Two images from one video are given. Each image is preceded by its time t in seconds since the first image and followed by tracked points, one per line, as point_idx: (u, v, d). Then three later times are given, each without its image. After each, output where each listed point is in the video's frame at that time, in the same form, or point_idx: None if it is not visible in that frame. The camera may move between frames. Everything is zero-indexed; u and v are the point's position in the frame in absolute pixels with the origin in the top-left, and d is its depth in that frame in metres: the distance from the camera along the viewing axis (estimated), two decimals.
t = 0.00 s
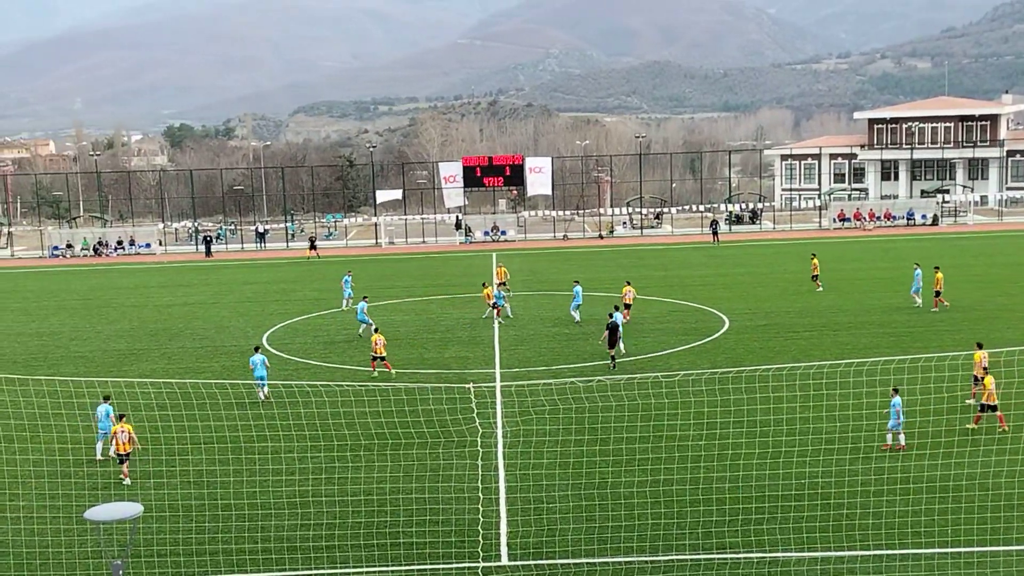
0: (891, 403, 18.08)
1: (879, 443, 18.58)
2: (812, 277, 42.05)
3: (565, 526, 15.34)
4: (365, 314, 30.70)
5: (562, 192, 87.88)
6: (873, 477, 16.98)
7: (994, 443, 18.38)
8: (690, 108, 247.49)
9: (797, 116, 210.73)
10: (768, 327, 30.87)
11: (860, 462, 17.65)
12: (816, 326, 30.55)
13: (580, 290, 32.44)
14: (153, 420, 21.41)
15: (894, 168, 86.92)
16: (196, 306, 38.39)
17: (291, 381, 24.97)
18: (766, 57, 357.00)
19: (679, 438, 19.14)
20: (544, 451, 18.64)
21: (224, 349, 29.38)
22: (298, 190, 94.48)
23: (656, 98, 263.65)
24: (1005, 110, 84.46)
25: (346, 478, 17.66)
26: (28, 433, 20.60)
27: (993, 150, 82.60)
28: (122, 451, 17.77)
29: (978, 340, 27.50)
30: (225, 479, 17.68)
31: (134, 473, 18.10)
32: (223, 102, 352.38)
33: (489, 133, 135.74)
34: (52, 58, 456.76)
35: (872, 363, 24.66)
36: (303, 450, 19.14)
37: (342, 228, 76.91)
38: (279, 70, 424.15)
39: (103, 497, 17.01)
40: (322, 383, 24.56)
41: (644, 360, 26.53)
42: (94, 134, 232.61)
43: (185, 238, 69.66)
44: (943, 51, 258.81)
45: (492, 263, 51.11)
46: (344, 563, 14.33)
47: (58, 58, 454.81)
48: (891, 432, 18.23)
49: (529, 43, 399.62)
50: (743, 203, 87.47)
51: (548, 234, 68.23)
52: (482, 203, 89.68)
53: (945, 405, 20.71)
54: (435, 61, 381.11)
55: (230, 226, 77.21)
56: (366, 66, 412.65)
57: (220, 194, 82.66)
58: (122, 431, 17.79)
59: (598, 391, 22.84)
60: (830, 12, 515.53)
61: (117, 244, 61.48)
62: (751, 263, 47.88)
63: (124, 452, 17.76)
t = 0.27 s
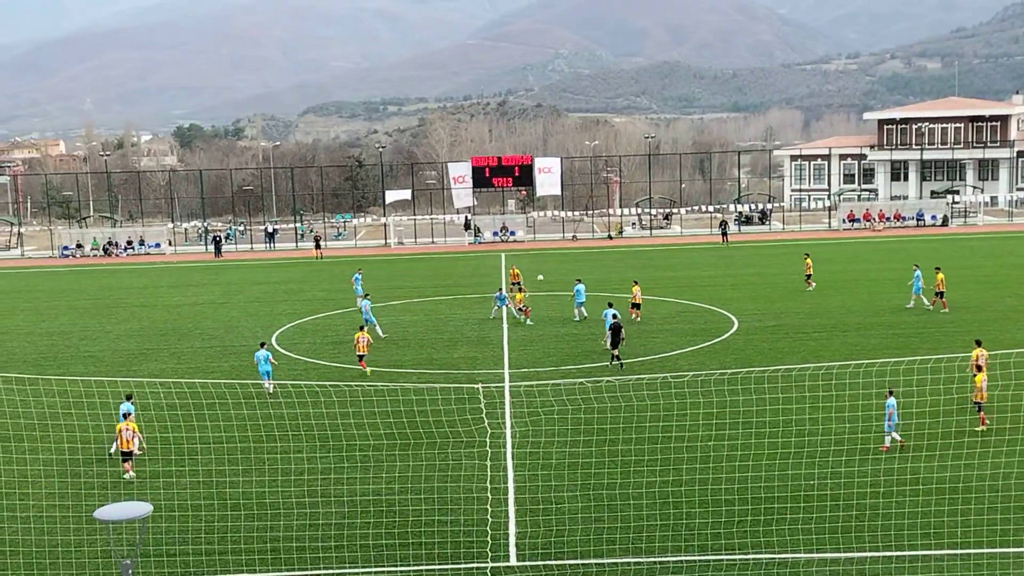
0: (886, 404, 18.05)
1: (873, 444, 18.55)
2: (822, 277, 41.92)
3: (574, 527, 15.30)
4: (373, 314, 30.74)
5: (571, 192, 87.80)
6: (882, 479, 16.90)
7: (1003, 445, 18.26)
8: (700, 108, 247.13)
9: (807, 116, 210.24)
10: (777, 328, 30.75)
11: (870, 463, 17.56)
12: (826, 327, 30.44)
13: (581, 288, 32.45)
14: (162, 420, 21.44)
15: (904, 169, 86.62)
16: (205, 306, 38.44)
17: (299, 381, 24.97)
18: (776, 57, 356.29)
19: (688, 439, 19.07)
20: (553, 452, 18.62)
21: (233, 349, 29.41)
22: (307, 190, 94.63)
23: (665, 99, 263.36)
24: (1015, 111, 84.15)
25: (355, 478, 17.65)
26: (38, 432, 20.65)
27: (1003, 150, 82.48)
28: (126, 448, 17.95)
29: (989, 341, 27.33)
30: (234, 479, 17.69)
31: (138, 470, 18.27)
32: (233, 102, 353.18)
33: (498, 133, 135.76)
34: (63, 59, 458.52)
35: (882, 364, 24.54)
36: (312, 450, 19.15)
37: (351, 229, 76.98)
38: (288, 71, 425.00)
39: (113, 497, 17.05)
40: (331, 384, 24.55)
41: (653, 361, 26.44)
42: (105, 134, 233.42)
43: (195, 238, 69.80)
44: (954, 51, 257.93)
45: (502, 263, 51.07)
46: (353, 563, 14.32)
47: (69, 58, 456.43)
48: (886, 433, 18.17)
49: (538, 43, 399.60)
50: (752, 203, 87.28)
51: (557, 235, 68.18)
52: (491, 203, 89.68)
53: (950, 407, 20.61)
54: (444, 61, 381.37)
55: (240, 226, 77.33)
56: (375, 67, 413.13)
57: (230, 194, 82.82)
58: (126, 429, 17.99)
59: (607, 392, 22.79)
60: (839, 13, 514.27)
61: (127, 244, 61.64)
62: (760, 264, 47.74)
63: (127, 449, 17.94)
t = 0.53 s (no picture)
0: (878, 402, 18.10)
1: (866, 443, 18.61)
2: (826, 278, 41.91)
3: (578, 528, 15.28)
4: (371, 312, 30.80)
5: (576, 193, 87.83)
6: (886, 479, 16.87)
7: (1006, 445, 18.23)
8: (705, 109, 246.98)
9: (812, 117, 210.01)
10: (782, 328, 30.71)
11: (874, 464, 17.55)
12: (831, 328, 30.39)
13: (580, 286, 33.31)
14: (167, 420, 21.47)
15: (910, 170, 86.39)
16: (210, 306, 38.51)
17: (304, 381, 24.99)
18: (781, 58, 355.93)
19: (692, 440, 19.05)
20: (557, 452, 18.59)
21: (238, 349, 29.45)
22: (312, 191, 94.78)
23: (670, 99, 263.24)
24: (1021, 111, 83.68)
25: (359, 478, 17.65)
26: (42, 432, 20.68)
27: (1007, 151, 82.11)
28: (127, 446, 18.09)
29: (994, 342, 27.26)
30: (239, 480, 17.70)
31: (140, 467, 18.44)
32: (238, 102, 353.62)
33: (503, 134, 135.84)
34: (68, 59, 459.39)
35: (886, 364, 24.50)
36: (316, 450, 19.17)
37: (356, 229, 77.03)
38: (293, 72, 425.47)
39: (118, 496, 17.06)
40: (335, 384, 24.57)
41: (657, 362, 26.42)
42: (111, 134, 233.89)
43: (199, 238, 69.87)
44: (959, 52, 257.45)
45: (507, 264, 51.08)
46: (357, 563, 14.31)
47: (74, 59, 457.31)
48: (880, 433, 18.18)
49: (542, 44, 399.73)
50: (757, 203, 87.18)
51: (562, 235, 68.20)
52: (496, 204, 89.76)
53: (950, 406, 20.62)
54: (449, 61, 381.48)
55: (244, 226, 77.45)
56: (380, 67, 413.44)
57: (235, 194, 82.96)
58: (127, 427, 18.12)
59: (611, 392, 22.76)
60: (844, 14, 513.79)
61: (132, 244, 61.72)
62: (766, 265, 47.71)
63: (128, 447, 18.07)
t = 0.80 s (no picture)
0: (866, 403, 18.19)
1: (860, 443, 18.60)
2: (827, 279, 41.91)
3: (579, 528, 15.25)
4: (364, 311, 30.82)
5: (577, 193, 87.85)
6: (887, 480, 16.83)
7: (1006, 446, 18.22)
8: (706, 110, 246.99)
9: (813, 118, 210.07)
10: (783, 329, 30.69)
11: (876, 464, 17.52)
12: (832, 328, 30.36)
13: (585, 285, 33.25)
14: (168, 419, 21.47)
15: (911, 171, 86.20)
16: (211, 306, 38.51)
17: (304, 381, 24.95)
18: (782, 58, 356.00)
19: (694, 441, 19.01)
20: (558, 453, 18.56)
21: (239, 349, 29.43)
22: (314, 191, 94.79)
23: (671, 100, 263.22)
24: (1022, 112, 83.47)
25: (361, 478, 17.63)
26: (45, 432, 20.66)
27: (1010, 151, 81.24)
28: (124, 445, 18.06)
29: (995, 343, 27.21)
30: (240, 480, 17.67)
31: (138, 465, 18.50)
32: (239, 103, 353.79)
33: (504, 135, 135.91)
34: (70, 59, 459.51)
35: (888, 364, 24.46)
36: (318, 450, 19.15)
37: (357, 230, 77.02)
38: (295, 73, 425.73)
39: (119, 497, 17.03)
40: (336, 384, 24.54)
41: (658, 363, 26.37)
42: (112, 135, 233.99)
43: (201, 238, 69.89)
44: (960, 53, 257.62)
45: (508, 264, 51.08)
46: (359, 564, 14.28)
47: (75, 59, 457.40)
48: (866, 432, 18.27)
49: (543, 45, 399.77)
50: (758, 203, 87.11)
51: (564, 236, 68.19)
52: (497, 204, 89.75)
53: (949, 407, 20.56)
54: (450, 62, 381.49)
55: (246, 226, 77.46)
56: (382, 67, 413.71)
57: (236, 194, 83.01)
58: (123, 426, 18.08)
59: (612, 393, 22.73)
60: (844, 15, 513.67)
61: (133, 244, 61.72)
62: (766, 266, 47.68)
63: (126, 446, 18.07)
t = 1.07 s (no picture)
0: (851, 404, 18.24)
1: (839, 444, 18.68)
2: (827, 281, 41.83)
3: (579, 530, 15.22)
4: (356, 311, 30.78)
5: (576, 195, 87.86)
6: (886, 481, 16.80)
7: (1003, 447, 18.21)
8: (706, 112, 247.00)
9: (812, 119, 210.10)
10: (782, 330, 30.66)
11: (874, 466, 17.49)
12: (831, 330, 30.33)
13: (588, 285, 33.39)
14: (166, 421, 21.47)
15: (910, 172, 86.48)
16: (210, 308, 38.46)
17: (303, 383, 24.92)
18: (781, 60, 356.07)
19: (693, 442, 19.00)
20: (557, 455, 18.53)
21: (238, 351, 29.42)
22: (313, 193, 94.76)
23: (671, 102, 263.29)
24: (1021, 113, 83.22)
25: (360, 480, 17.60)
26: (43, 433, 20.65)
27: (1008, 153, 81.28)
28: (120, 443, 18.19)
29: (993, 345, 27.15)
30: (238, 482, 17.64)
31: (135, 463, 18.64)
32: (239, 104, 353.88)
33: (503, 137, 135.97)
34: (69, 61, 459.55)
35: (887, 367, 24.42)
36: (317, 451, 19.12)
37: (356, 231, 76.96)
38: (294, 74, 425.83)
39: (117, 498, 17.02)
40: (335, 386, 24.49)
41: (656, 364, 26.34)
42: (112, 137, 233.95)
43: (200, 239, 69.82)
44: (959, 55, 257.65)
45: (507, 266, 51.07)
46: (358, 566, 14.24)
47: (75, 61, 457.41)
48: (851, 432, 18.40)
49: (542, 46, 399.77)
50: (758, 205, 87.08)
51: (563, 237, 68.18)
52: (497, 206, 89.74)
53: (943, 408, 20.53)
54: (449, 63, 381.66)
55: (245, 228, 77.45)
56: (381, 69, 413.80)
57: (235, 196, 82.99)
58: (119, 424, 18.17)
59: (611, 395, 22.70)
60: (843, 17, 513.90)
61: (132, 245, 61.73)
62: (765, 267, 47.67)
63: (121, 445, 18.18)
